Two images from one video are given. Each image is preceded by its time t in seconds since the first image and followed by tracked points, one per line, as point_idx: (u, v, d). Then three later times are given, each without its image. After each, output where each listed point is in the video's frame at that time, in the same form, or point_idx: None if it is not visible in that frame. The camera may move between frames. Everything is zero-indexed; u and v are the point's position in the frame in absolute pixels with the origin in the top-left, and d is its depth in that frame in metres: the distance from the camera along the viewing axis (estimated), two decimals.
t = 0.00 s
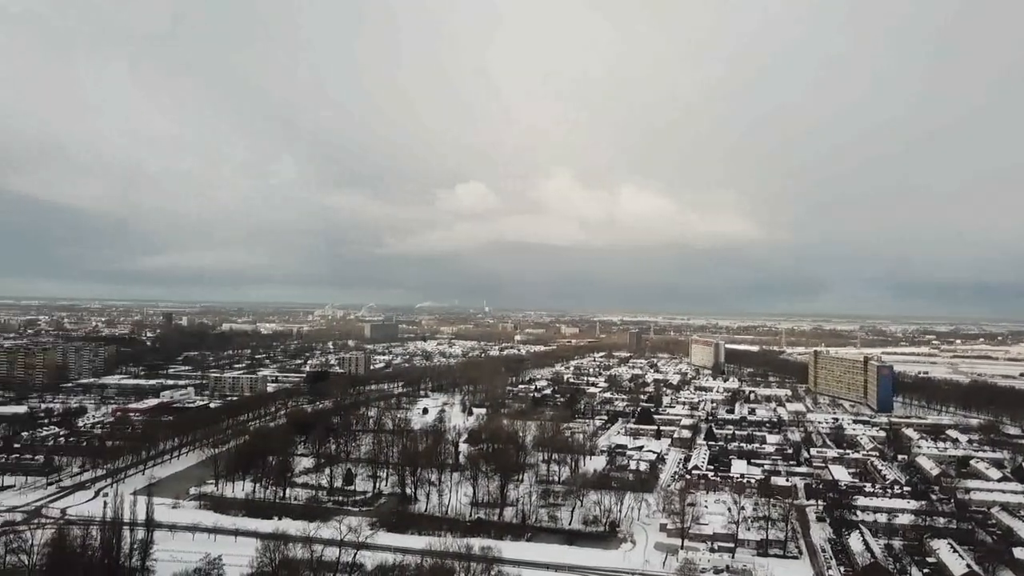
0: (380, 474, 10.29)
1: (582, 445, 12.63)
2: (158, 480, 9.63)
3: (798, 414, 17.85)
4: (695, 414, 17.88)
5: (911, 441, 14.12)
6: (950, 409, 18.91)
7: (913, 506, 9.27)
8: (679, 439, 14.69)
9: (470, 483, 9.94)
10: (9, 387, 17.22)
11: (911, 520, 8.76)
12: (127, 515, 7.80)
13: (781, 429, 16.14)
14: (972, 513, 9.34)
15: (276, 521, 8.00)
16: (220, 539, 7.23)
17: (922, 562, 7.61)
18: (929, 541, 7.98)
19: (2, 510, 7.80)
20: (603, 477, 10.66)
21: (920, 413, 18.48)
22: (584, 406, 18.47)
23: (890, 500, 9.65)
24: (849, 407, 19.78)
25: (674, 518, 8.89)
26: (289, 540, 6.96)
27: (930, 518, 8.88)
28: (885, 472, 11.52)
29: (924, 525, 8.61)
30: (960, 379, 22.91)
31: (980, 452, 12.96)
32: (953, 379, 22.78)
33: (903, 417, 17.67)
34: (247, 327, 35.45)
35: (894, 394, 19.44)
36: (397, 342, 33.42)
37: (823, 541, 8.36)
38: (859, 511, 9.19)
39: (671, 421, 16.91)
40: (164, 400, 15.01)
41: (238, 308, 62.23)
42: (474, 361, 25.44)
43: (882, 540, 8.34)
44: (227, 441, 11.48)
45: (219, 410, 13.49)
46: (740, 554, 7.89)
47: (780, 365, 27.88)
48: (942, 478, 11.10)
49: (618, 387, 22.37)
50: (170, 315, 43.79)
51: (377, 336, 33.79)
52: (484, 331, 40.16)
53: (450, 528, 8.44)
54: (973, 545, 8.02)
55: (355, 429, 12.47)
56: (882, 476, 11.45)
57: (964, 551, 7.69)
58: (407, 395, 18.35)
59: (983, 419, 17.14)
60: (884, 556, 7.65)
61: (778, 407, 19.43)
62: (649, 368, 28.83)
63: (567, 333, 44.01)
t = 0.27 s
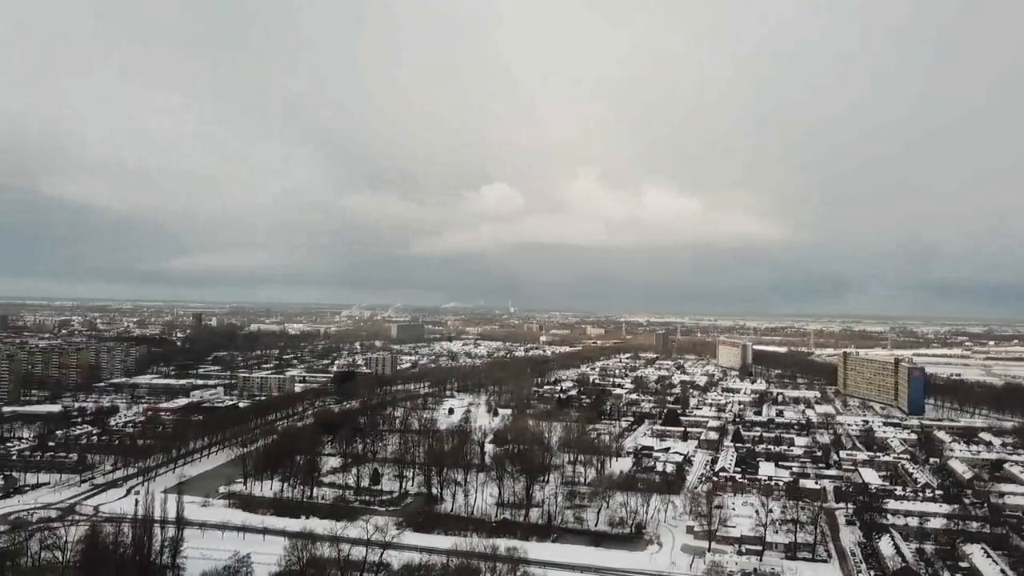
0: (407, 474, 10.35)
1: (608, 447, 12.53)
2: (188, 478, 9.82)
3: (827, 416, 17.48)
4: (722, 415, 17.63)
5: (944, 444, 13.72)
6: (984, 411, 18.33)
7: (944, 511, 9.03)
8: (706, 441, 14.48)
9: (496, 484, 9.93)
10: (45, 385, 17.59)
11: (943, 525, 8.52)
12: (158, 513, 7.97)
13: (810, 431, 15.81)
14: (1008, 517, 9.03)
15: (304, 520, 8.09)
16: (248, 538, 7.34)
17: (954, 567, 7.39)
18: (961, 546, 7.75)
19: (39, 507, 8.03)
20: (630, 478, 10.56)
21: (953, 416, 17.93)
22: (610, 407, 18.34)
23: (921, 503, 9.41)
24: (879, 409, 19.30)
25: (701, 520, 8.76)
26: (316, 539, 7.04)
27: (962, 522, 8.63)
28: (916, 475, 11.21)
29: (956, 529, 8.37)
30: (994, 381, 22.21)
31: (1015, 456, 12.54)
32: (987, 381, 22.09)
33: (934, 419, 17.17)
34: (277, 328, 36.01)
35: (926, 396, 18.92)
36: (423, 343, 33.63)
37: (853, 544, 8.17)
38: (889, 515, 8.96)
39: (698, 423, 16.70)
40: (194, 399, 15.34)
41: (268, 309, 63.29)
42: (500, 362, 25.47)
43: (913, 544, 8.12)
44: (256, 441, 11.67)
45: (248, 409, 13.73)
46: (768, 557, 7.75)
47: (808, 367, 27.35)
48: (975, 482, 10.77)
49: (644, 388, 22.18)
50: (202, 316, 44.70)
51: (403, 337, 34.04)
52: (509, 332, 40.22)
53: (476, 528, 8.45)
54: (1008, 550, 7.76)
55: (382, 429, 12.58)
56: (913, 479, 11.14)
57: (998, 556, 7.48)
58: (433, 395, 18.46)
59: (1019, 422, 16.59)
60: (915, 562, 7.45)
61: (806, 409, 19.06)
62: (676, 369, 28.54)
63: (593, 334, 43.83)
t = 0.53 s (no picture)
0: (432, 474, 10.39)
1: (633, 448, 12.43)
2: (216, 477, 10.00)
3: (857, 418, 17.09)
4: (750, 417, 17.35)
5: (978, 447, 13.31)
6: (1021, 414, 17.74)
7: (978, 515, 8.77)
8: (733, 443, 14.27)
9: (521, 484, 9.92)
10: (78, 384, 18.08)
11: (978, 529, 8.27)
12: (188, 511, 8.13)
13: (839, 433, 15.48)
14: None
15: (331, 519, 8.18)
16: (277, 536, 7.45)
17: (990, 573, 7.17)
18: (997, 551, 7.52)
19: (73, 504, 8.25)
20: (655, 480, 10.45)
21: (987, 418, 17.39)
22: (636, 408, 18.19)
23: (955, 507, 9.15)
24: (909, 411, 18.81)
25: (727, 522, 8.63)
26: (343, 538, 7.11)
27: (998, 527, 8.37)
28: (949, 478, 10.89)
29: (992, 534, 8.11)
30: None
31: None
32: None
33: (968, 422, 16.67)
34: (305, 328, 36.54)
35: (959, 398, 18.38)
36: (449, 343, 33.78)
37: (884, 548, 7.98)
38: (921, 519, 8.73)
39: (725, 424, 16.45)
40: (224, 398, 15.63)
41: (296, 309, 64.24)
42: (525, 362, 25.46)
43: (946, 549, 7.90)
44: (283, 441, 11.84)
45: (276, 409, 13.94)
46: (796, 560, 7.60)
47: (837, 368, 26.78)
48: (1011, 486, 10.43)
49: (670, 389, 21.95)
50: (232, 316, 45.57)
51: (429, 338, 34.23)
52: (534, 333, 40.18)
53: (502, 528, 8.46)
54: None
55: (408, 429, 12.65)
56: (946, 483, 10.83)
57: None
58: (459, 395, 18.55)
59: None
60: (948, 567, 7.24)
61: (836, 410, 18.65)
62: (702, 370, 28.19)
63: (618, 334, 43.54)
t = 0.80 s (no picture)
0: (459, 474, 10.42)
1: (661, 450, 12.29)
2: (245, 476, 10.17)
3: (889, 421, 16.64)
4: (779, 419, 17.02)
5: (1014, 451, 12.84)
6: None
7: (1016, 520, 8.48)
8: (762, 445, 14.01)
9: (548, 485, 9.89)
10: (111, 384, 18.64)
11: (1016, 535, 8.00)
12: (219, 510, 8.28)
13: (870, 435, 15.09)
14: None
15: (358, 519, 8.26)
16: (305, 535, 7.54)
17: None
18: None
19: (107, 502, 8.48)
20: (683, 482, 10.32)
21: None
22: (663, 409, 18.00)
23: (991, 513, 8.86)
24: (942, 414, 18.25)
25: (756, 524, 8.47)
26: (371, 537, 7.17)
27: None
28: (984, 482, 10.54)
29: None
30: None
31: None
32: None
33: (1004, 425, 16.11)
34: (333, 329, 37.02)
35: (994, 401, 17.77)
36: (475, 344, 33.89)
37: (917, 553, 7.76)
38: (955, 524, 8.47)
39: (753, 426, 16.16)
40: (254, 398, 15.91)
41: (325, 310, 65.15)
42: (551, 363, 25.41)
43: (981, 554, 7.66)
44: (311, 440, 11.99)
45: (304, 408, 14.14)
46: (827, 564, 7.43)
47: (869, 369, 26.14)
48: None
49: (698, 391, 21.66)
50: (263, 317, 46.43)
51: (455, 338, 34.36)
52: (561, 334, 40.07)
53: (529, 529, 8.44)
54: None
55: (435, 429, 12.71)
56: (981, 487, 10.48)
57: None
58: (484, 396, 18.58)
59: None
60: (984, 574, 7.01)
61: (867, 413, 18.19)
62: (730, 372, 27.78)
63: (646, 336, 43.15)
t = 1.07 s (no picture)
0: (484, 474, 10.44)
1: (687, 451, 12.15)
2: (273, 475, 10.32)
3: (919, 423, 16.20)
4: (807, 421, 16.68)
5: None
6: None
7: None
8: (789, 447, 13.75)
9: (573, 486, 9.84)
10: (141, 384, 19.12)
11: None
12: (246, 508, 8.42)
13: (900, 438, 14.69)
14: None
15: (384, 518, 8.32)
16: (331, 534, 7.63)
17: None
18: None
19: (137, 500, 8.68)
20: (709, 483, 10.18)
21: None
22: (689, 411, 17.79)
23: None
24: (973, 416, 17.73)
25: (783, 527, 8.32)
26: (397, 537, 7.22)
27: None
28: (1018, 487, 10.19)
29: None
30: None
31: None
32: None
33: None
34: (359, 330, 37.39)
35: None
36: (499, 344, 33.92)
37: (948, 558, 7.55)
38: (988, 528, 8.21)
39: (780, 428, 15.87)
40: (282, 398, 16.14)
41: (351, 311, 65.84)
42: (575, 364, 25.31)
43: (1015, 560, 7.43)
44: (337, 440, 12.12)
45: (330, 408, 14.32)
46: (856, 568, 7.26)
47: (899, 371, 25.50)
48: None
49: (724, 392, 21.36)
50: (291, 318, 47.14)
51: (480, 338, 34.43)
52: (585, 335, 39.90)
53: (554, 530, 8.41)
54: None
55: (459, 429, 12.75)
56: (1015, 492, 10.14)
57: None
58: (509, 396, 18.58)
59: None
60: None
61: (897, 415, 17.74)
62: (757, 373, 27.34)
63: (671, 337, 42.73)
